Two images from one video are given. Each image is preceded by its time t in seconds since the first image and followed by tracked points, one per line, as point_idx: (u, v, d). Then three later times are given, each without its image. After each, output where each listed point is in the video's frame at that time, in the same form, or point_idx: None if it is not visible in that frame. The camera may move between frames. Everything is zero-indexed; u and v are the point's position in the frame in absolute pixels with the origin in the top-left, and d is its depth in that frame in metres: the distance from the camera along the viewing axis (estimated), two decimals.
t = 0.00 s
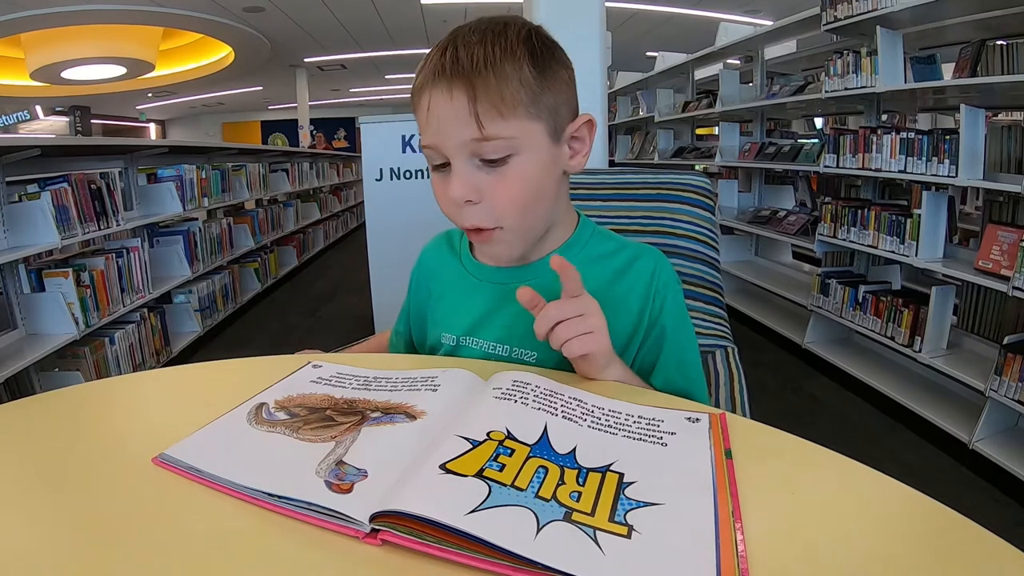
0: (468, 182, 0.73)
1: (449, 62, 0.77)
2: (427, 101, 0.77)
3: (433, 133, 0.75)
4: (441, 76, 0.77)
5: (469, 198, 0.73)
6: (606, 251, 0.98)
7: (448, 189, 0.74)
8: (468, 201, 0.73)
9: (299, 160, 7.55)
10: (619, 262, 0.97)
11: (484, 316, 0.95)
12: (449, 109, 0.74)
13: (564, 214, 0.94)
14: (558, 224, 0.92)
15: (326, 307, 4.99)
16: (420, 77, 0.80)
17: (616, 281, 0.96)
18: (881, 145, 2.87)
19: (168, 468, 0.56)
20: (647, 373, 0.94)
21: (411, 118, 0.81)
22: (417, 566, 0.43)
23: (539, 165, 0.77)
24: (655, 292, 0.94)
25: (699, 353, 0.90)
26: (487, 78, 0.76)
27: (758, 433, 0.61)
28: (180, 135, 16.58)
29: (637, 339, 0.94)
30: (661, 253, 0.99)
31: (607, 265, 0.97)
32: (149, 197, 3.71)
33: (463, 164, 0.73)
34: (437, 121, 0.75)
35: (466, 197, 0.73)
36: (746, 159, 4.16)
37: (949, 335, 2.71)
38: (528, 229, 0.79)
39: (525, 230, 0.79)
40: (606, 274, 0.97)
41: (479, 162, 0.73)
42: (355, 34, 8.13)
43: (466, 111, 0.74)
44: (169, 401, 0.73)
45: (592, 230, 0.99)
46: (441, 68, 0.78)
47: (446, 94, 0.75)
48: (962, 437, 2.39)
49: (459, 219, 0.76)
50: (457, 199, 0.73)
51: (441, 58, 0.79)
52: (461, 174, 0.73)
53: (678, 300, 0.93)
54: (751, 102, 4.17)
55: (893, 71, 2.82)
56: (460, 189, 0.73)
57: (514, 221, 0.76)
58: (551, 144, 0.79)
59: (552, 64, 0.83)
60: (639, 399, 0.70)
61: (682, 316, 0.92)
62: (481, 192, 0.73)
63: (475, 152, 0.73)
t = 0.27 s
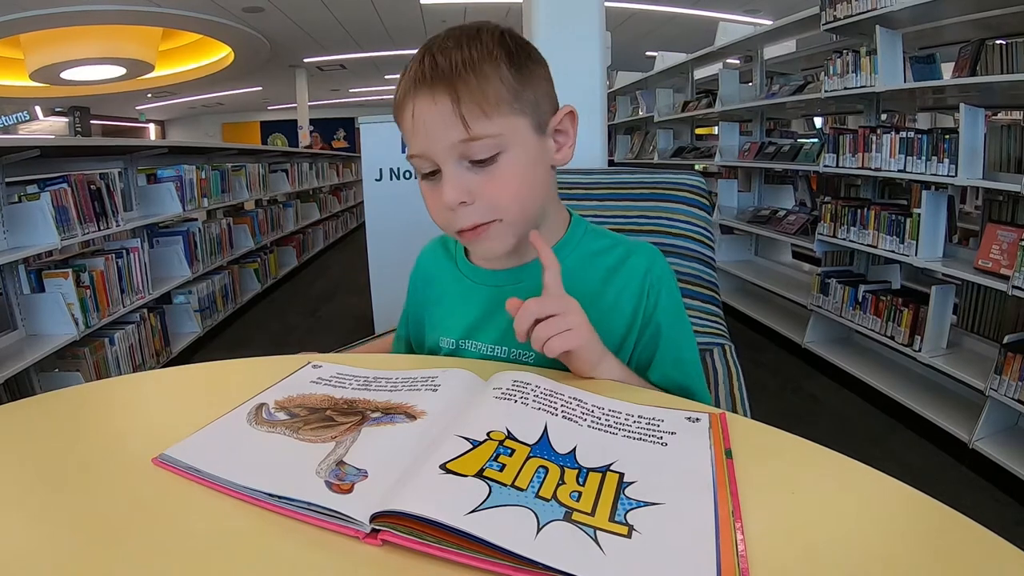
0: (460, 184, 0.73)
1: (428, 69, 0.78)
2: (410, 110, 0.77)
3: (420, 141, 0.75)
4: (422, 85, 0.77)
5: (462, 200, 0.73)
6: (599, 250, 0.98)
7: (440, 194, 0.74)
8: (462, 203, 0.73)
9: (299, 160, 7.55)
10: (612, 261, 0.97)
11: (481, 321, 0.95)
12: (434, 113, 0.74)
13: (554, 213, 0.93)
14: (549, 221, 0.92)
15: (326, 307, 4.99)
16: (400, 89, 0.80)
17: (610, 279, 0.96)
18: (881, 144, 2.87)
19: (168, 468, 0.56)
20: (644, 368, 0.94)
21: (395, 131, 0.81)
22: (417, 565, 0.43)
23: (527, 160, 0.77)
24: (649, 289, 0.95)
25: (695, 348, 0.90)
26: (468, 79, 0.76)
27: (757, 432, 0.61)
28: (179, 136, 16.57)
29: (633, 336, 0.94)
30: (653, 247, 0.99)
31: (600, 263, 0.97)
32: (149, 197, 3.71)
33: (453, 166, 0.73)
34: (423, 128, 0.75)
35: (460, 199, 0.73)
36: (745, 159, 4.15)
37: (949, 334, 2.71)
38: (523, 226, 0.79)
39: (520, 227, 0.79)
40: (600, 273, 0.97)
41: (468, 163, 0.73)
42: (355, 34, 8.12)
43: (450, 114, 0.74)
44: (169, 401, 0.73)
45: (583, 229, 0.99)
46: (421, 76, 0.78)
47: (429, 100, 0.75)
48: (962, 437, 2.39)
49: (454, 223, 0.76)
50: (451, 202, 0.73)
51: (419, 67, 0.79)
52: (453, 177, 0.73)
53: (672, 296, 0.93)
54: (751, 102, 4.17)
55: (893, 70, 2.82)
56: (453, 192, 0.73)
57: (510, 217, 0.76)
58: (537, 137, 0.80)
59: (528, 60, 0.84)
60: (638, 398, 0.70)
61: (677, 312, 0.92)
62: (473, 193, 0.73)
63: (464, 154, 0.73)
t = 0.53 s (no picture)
0: (456, 172, 0.73)
1: (405, 68, 0.78)
2: (394, 108, 0.77)
3: (410, 137, 0.74)
4: (403, 82, 0.77)
5: (463, 188, 0.73)
6: (591, 243, 0.98)
7: (437, 188, 0.74)
8: (463, 192, 0.73)
9: (299, 161, 7.55)
10: (605, 253, 0.97)
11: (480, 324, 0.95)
12: (422, 106, 0.74)
13: (545, 207, 0.94)
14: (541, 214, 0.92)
15: (326, 308, 4.99)
16: (378, 94, 0.79)
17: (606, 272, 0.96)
18: (881, 144, 2.87)
19: (169, 469, 0.56)
20: (644, 360, 0.94)
21: (378, 138, 0.80)
22: (417, 565, 0.43)
23: (515, 143, 0.78)
24: (644, 280, 0.95)
25: (694, 336, 0.91)
26: (447, 70, 0.77)
27: (757, 432, 0.61)
28: (178, 136, 16.56)
29: (631, 329, 0.94)
30: (643, 238, 1.00)
31: (593, 257, 0.98)
32: (149, 197, 3.71)
33: (447, 156, 0.73)
34: (411, 123, 0.74)
35: (460, 189, 0.73)
36: (745, 159, 4.15)
37: (949, 333, 2.71)
38: (519, 213, 0.79)
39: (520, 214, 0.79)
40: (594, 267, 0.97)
41: (462, 151, 0.74)
42: (355, 34, 8.12)
43: (437, 104, 0.74)
44: (170, 401, 0.73)
45: (573, 224, 0.99)
46: (398, 75, 0.78)
47: (414, 94, 0.75)
48: (962, 436, 2.39)
49: (455, 217, 0.75)
50: (451, 193, 0.73)
51: (394, 68, 0.79)
52: (450, 167, 0.73)
53: (667, 286, 0.94)
54: (751, 101, 4.17)
55: (892, 70, 2.82)
56: (452, 181, 0.73)
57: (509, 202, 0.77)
58: (519, 121, 0.81)
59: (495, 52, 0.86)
60: (638, 397, 0.70)
61: (673, 302, 0.93)
62: (472, 179, 0.73)
63: (457, 142, 0.74)
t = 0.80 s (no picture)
0: (428, 168, 0.74)
1: (373, 73, 0.80)
2: (364, 111, 0.78)
3: (381, 138, 0.76)
4: (371, 85, 0.79)
5: (435, 183, 0.74)
6: (579, 242, 0.99)
7: (411, 186, 0.75)
8: (435, 186, 0.74)
9: (298, 161, 7.55)
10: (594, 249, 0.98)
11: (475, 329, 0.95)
12: (390, 106, 0.76)
13: (526, 206, 0.94)
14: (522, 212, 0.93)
15: (326, 308, 4.99)
16: (349, 102, 0.82)
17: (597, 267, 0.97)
18: (881, 144, 2.87)
19: (169, 470, 0.56)
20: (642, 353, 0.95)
21: (352, 145, 0.82)
22: (417, 566, 0.43)
23: (487, 138, 0.80)
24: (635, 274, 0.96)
25: (688, 327, 0.91)
26: (414, 71, 0.79)
27: (756, 431, 0.61)
28: (178, 137, 16.56)
29: (626, 325, 0.95)
30: (629, 233, 1.00)
31: (580, 256, 0.98)
32: (149, 198, 3.71)
33: (418, 153, 0.75)
34: (381, 123, 0.76)
35: (432, 183, 0.74)
36: (745, 159, 4.15)
37: (949, 333, 2.71)
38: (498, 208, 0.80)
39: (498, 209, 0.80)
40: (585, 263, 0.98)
41: (433, 147, 0.75)
42: (355, 34, 8.12)
43: (405, 103, 0.76)
44: (170, 401, 0.73)
45: (557, 223, 1.00)
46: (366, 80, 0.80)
47: (383, 95, 0.77)
48: (962, 436, 2.39)
49: (432, 214, 0.76)
50: (424, 189, 0.74)
51: (363, 74, 0.82)
52: (421, 164, 0.75)
53: (659, 278, 0.95)
54: (751, 101, 4.16)
55: (892, 70, 2.82)
56: (423, 178, 0.74)
57: (486, 195, 0.78)
58: (490, 117, 0.83)
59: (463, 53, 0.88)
60: (636, 397, 0.70)
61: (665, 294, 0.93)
62: (444, 174, 0.74)
63: (427, 138, 0.75)
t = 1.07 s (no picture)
0: (411, 168, 0.74)
1: (356, 76, 0.80)
2: (347, 114, 0.79)
3: (363, 140, 0.76)
4: (353, 89, 0.79)
5: (419, 183, 0.74)
6: (569, 240, 0.99)
7: (395, 188, 0.75)
8: (419, 187, 0.74)
9: (298, 161, 7.55)
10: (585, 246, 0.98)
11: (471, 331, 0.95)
12: (372, 108, 0.76)
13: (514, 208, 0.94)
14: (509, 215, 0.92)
15: (325, 308, 4.99)
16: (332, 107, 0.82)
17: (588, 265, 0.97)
18: (880, 144, 2.87)
19: (169, 470, 0.56)
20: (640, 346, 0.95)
21: (335, 150, 0.82)
22: (417, 565, 0.43)
23: (472, 139, 0.80)
24: (627, 270, 0.96)
25: (682, 318, 0.92)
26: (396, 73, 0.80)
27: (757, 432, 0.61)
28: (178, 137, 16.56)
29: (622, 319, 0.96)
30: (617, 228, 1.01)
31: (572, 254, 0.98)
32: (149, 198, 3.71)
33: (401, 155, 0.75)
34: (363, 125, 0.76)
35: (416, 184, 0.74)
36: (745, 159, 4.15)
37: (949, 333, 2.71)
38: (483, 209, 0.80)
39: (484, 209, 0.80)
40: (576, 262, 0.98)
41: (416, 148, 0.75)
42: (355, 34, 8.12)
43: (387, 104, 0.76)
44: (170, 402, 0.73)
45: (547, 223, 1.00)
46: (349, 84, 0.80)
47: (365, 97, 0.77)
48: (962, 435, 2.39)
49: (416, 215, 0.75)
50: (408, 190, 0.74)
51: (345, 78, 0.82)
52: (404, 166, 0.75)
53: (651, 272, 0.96)
54: (751, 101, 4.16)
55: (892, 69, 2.82)
56: (407, 178, 0.74)
57: (471, 195, 0.78)
58: (474, 119, 0.83)
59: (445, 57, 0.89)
60: (635, 396, 0.70)
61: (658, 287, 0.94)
62: (427, 174, 0.74)
63: (410, 140, 0.75)
